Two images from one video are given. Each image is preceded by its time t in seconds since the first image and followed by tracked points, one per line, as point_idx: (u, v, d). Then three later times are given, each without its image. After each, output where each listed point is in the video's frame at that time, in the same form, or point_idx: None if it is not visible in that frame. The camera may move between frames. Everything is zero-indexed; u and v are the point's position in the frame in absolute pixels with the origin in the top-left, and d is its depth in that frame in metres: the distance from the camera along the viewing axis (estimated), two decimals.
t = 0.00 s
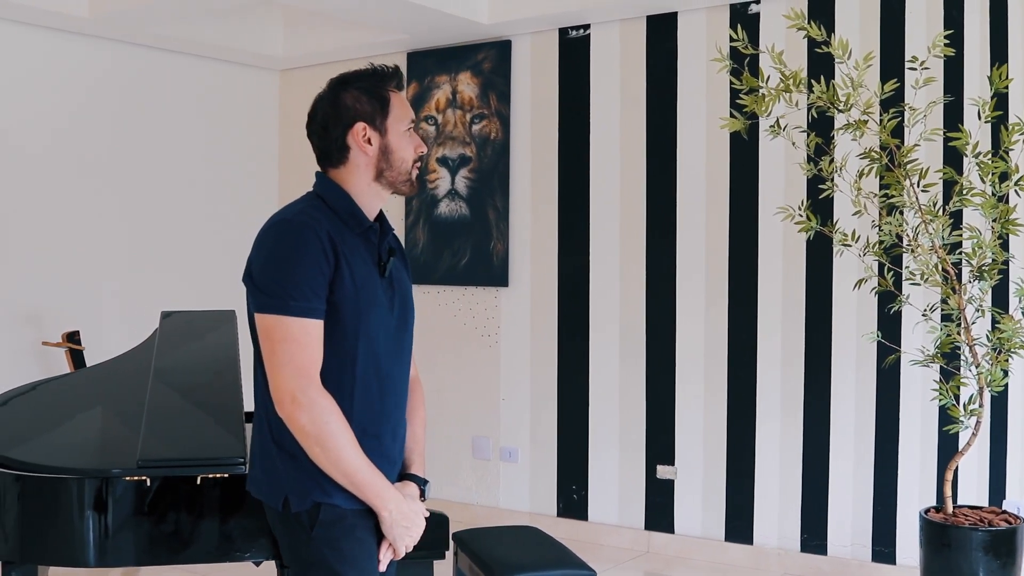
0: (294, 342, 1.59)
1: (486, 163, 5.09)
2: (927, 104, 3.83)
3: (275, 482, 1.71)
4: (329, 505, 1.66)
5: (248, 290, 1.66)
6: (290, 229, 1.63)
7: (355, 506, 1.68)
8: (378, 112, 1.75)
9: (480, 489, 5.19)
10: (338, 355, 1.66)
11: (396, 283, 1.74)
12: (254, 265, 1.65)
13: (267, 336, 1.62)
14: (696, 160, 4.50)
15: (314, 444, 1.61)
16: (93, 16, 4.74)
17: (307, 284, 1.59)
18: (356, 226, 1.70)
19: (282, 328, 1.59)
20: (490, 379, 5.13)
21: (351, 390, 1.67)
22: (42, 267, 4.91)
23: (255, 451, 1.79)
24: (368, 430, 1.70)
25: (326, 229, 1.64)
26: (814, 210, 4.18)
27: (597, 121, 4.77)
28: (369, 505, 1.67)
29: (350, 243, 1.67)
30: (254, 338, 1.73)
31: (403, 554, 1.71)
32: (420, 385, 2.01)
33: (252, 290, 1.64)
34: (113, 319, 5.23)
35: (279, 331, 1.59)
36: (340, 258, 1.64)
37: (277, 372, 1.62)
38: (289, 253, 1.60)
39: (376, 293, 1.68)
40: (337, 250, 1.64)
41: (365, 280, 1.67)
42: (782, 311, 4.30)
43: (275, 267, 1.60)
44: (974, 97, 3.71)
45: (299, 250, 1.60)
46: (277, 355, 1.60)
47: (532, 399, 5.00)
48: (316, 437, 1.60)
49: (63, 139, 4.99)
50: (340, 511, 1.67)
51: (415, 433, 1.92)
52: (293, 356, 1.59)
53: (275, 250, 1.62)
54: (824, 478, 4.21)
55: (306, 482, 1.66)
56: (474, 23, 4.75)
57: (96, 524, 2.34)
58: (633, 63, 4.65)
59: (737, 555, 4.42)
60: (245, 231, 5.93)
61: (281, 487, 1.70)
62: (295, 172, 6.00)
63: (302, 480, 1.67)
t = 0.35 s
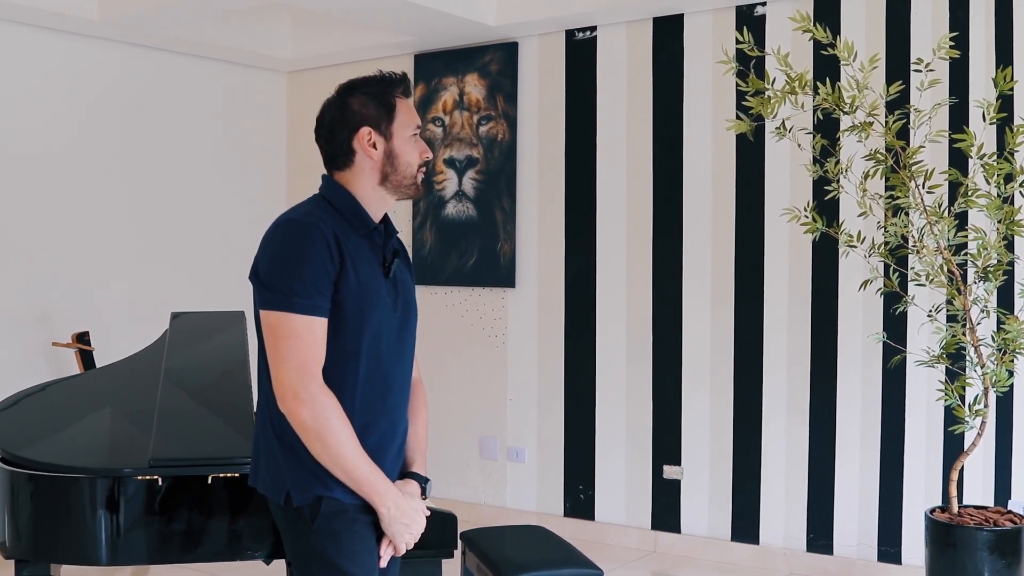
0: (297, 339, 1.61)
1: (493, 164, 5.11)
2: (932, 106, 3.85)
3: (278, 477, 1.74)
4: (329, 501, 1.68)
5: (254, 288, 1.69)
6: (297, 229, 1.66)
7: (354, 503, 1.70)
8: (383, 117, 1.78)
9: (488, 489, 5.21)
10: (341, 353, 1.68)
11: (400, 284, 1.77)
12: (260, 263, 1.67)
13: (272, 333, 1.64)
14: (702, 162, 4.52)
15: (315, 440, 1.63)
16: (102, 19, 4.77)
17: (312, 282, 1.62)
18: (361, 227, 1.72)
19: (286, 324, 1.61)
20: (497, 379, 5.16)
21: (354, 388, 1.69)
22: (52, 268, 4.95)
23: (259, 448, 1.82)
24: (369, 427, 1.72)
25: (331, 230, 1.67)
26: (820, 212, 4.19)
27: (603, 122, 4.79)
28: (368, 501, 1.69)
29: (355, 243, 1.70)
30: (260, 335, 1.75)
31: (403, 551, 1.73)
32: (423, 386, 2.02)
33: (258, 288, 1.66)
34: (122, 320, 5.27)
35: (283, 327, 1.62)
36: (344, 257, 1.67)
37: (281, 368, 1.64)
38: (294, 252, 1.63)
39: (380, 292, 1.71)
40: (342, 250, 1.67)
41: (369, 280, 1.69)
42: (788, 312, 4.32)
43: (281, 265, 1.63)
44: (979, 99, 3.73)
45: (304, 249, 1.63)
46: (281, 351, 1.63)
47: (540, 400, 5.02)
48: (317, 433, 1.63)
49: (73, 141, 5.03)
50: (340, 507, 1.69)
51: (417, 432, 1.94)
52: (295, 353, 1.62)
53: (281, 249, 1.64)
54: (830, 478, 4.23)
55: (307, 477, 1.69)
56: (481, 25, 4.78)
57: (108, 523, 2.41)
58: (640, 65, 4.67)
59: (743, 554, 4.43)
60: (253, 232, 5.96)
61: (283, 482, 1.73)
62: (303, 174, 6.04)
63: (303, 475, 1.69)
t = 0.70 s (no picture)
0: (308, 341, 1.64)
1: (501, 166, 5.13)
2: (938, 108, 3.86)
3: (289, 479, 1.76)
4: (340, 502, 1.71)
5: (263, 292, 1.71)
6: (304, 232, 1.68)
7: (366, 502, 1.73)
8: (370, 117, 1.80)
9: (496, 489, 5.24)
10: (352, 353, 1.71)
11: (407, 284, 1.80)
12: (268, 267, 1.70)
13: (282, 335, 1.66)
14: (710, 163, 4.53)
15: (327, 440, 1.66)
16: (114, 21, 4.82)
17: (321, 283, 1.64)
18: (368, 227, 1.76)
19: (296, 327, 1.64)
20: (505, 378, 5.18)
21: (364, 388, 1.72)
22: (63, 269, 4.99)
23: (270, 451, 1.84)
24: (380, 427, 1.74)
25: (339, 231, 1.69)
26: (827, 213, 4.21)
27: (611, 124, 4.81)
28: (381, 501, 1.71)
29: (362, 245, 1.73)
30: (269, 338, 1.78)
31: (416, 549, 1.75)
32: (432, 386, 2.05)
33: (267, 292, 1.69)
34: (134, 320, 5.31)
35: (294, 330, 1.64)
36: (352, 259, 1.69)
37: (291, 370, 1.66)
38: (304, 255, 1.65)
39: (389, 292, 1.73)
40: (350, 251, 1.69)
41: (377, 281, 1.72)
42: (795, 313, 4.33)
43: (290, 268, 1.65)
44: (985, 101, 3.74)
45: (313, 252, 1.65)
46: (292, 353, 1.65)
47: (548, 400, 5.04)
48: (329, 433, 1.65)
49: (84, 142, 5.07)
50: (351, 507, 1.72)
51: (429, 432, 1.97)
52: (306, 355, 1.64)
53: (289, 252, 1.67)
54: (837, 478, 4.24)
55: (319, 479, 1.71)
56: (490, 27, 4.80)
57: (122, 521, 2.45)
58: (647, 67, 4.69)
59: (751, 554, 4.45)
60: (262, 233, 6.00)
61: (294, 484, 1.75)
62: (313, 175, 6.07)
63: (314, 476, 1.71)
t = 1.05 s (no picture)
0: (309, 344, 1.66)
1: (507, 166, 5.16)
2: (942, 109, 3.88)
3: (296, 481, 1.79)
4: (344, 505, 1.73)
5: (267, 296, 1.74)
6: (306, 235, 1.70)
7: (371, 505, 1.74)
8: (367, 115, 1.83)
9: (502, 488, 5.26)
10: (356, 355, 1.73)
11: (413, 284, 1.81)
12: (271, 271, 1.72)
13: (285, 339, 1.69)
14: (715, 164, 4.55)
15: (331, 441, 1.68)
16: (122, 23, 4.85)
17: (322, 286, 1.66)
18: (373, 227, 1.78)
19: (298, 330, 1.66)
20: (510, 377, 5.20)
21: (369, 389, 1.74)
22: (72, 269, 5.02)
23: (279, 454, 1.87)
24: (387, 428, 1.76)
25: (340, 233, 1.72)
26: (831, 213, 4.23)
27: (616, 124, 4.83)
28: (387, 503, 1.73)
29: (365, 247, 1.74)
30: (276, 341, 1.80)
31: (424, 552, 1.76)
32: (444, 386, 2.06)
33: (270, 296, 1.71)
34: (142, 319, 5.34)
35: (296, 333, 1.67)
36: (355, 260, 1.72)
37: (295, 373, 1.69)
38: (305, 258, 1.68)
39: (393, 293, 1.75)
40: (352, 253, 1.72)
41: (380, 282, 1.74)
42: (800, 312, 4.35)
43: (291, 272, 1.68)
44: (989, 102, 3.75)
45: (315, 255, 1.68)
46: (294, 356, 1.68)
47: (553, 398, 5.06)
48: (333, 434, 1.67)
49: (92, 142, 5.10)
50: (356, 510, 1.73)
51: (441, 433, 1.98)
52: (308, 357, 1.67)
53: (292, 256, 1.69)
54: (842, 477, 4.26)
55: (324, 481, 1.73)
56: (496, 28, 4.83)
57: (132, 519, 2.48)
58: (653, 67, 4.71)
59: (756, 553, 4.47)
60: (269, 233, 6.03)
61: (301, 488, 1.77)
62: (319, 175, 6.10)
63: (320, 479, 1.73)
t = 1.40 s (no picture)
0: (312, 348, 1.67)
1: (514, 166, 5.18)
2: (948, 109, 3.90)
3: (305, 486, 1.79)
4: (353, 507, 1.73)
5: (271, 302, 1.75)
6: (306, 238, 1.71)
7: (381, 508, 1.74)
8: (363, 115, 1.83)
9: (509, 487, 5.29)
10: (361, 356, 1.74)
11: (419, 283, 1.82)
12: (273, 276, 1.74)
13: (288, 344, 1.70)
14: (722, 164, 4.57)
15: (337, 445, 1.68)
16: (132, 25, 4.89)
17: (323, 290, 1.68)
18: (376, 227, 1.79)
19: (301, 334, 1.68)
20: (517, 377, 5.23)
21: (375, 390, 1.75)
22: (82, 268, 5.06)
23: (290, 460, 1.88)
24: (395, 430, 1.77)
25: (340, 235, 1.73)
26: (837, 213, 4.24)
27: (622, 125, 4.85)
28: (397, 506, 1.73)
29: (367, 248, 1.75)
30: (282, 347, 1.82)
31: (438, 555, 1.76)
32: (458, 386, 2.07)
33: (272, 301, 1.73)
34: (151, 319, 5.37)
35: (298, 337, 1.68)
36: (355, 262, 1.73)
37: (298, 378, 1.70)
38: (306, 262, 1.69)
39: (397, 294, 1.76)
40: (352, 255, 1.73)
41: (382, 283, 1.75)
42: (806, 312, 4.37)
43: (293, 277, 1.69)
44: (994, 103, 3.77)
45: (315, 259, 1.69)
46: (298, 361, 1.69)
47: (559, 397, 5.09)
48: (339, 439, 1.68)
49: (102, 143, 5.14)
50: (366, 513, 1.74)
51: (454, 435, 1.99)
52: (310, 360, 1.68)
53: (293, 261, 1.70)
54: (848, 476, 4.27)
55: (333, 485, 1.74)
56: (503, 29, 4.85)
57: (144, 517, 2.51)
58: (659, 68, 4.73)
59: (762, 552, 4.48)
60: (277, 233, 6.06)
61: (309, 492, 1.78)
62: (327, 176, 6.14)
63: (329, 483, 1.74)
